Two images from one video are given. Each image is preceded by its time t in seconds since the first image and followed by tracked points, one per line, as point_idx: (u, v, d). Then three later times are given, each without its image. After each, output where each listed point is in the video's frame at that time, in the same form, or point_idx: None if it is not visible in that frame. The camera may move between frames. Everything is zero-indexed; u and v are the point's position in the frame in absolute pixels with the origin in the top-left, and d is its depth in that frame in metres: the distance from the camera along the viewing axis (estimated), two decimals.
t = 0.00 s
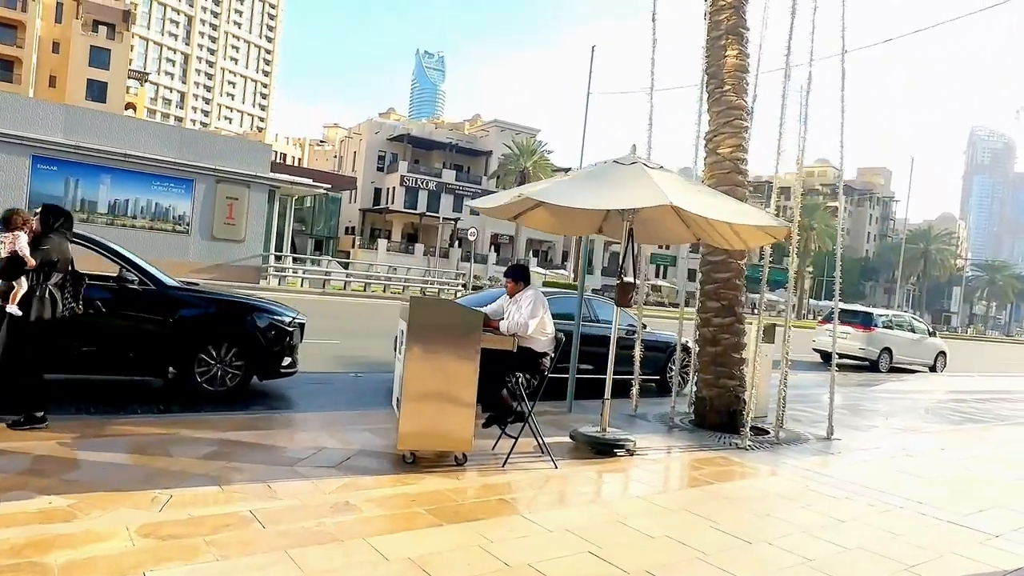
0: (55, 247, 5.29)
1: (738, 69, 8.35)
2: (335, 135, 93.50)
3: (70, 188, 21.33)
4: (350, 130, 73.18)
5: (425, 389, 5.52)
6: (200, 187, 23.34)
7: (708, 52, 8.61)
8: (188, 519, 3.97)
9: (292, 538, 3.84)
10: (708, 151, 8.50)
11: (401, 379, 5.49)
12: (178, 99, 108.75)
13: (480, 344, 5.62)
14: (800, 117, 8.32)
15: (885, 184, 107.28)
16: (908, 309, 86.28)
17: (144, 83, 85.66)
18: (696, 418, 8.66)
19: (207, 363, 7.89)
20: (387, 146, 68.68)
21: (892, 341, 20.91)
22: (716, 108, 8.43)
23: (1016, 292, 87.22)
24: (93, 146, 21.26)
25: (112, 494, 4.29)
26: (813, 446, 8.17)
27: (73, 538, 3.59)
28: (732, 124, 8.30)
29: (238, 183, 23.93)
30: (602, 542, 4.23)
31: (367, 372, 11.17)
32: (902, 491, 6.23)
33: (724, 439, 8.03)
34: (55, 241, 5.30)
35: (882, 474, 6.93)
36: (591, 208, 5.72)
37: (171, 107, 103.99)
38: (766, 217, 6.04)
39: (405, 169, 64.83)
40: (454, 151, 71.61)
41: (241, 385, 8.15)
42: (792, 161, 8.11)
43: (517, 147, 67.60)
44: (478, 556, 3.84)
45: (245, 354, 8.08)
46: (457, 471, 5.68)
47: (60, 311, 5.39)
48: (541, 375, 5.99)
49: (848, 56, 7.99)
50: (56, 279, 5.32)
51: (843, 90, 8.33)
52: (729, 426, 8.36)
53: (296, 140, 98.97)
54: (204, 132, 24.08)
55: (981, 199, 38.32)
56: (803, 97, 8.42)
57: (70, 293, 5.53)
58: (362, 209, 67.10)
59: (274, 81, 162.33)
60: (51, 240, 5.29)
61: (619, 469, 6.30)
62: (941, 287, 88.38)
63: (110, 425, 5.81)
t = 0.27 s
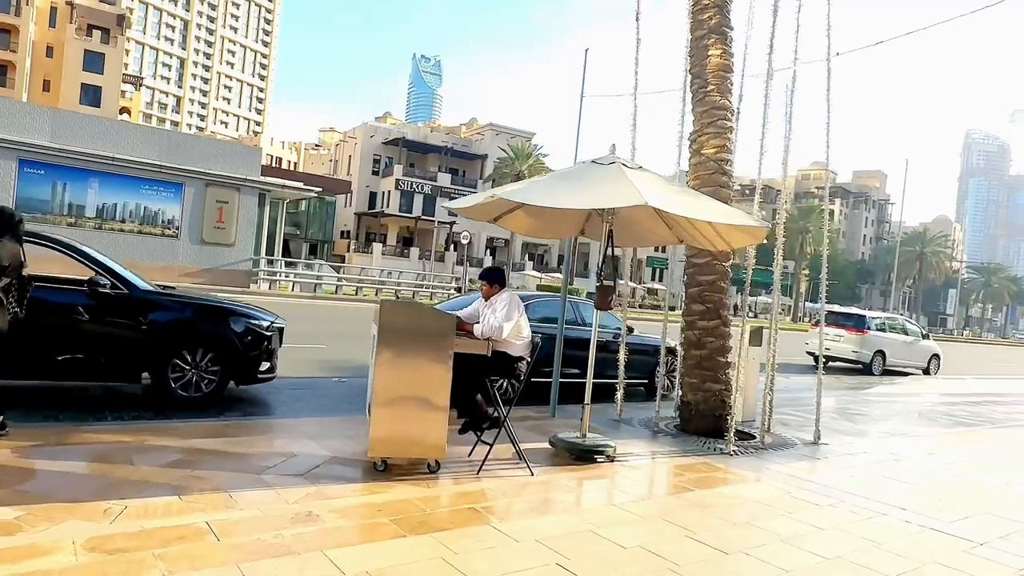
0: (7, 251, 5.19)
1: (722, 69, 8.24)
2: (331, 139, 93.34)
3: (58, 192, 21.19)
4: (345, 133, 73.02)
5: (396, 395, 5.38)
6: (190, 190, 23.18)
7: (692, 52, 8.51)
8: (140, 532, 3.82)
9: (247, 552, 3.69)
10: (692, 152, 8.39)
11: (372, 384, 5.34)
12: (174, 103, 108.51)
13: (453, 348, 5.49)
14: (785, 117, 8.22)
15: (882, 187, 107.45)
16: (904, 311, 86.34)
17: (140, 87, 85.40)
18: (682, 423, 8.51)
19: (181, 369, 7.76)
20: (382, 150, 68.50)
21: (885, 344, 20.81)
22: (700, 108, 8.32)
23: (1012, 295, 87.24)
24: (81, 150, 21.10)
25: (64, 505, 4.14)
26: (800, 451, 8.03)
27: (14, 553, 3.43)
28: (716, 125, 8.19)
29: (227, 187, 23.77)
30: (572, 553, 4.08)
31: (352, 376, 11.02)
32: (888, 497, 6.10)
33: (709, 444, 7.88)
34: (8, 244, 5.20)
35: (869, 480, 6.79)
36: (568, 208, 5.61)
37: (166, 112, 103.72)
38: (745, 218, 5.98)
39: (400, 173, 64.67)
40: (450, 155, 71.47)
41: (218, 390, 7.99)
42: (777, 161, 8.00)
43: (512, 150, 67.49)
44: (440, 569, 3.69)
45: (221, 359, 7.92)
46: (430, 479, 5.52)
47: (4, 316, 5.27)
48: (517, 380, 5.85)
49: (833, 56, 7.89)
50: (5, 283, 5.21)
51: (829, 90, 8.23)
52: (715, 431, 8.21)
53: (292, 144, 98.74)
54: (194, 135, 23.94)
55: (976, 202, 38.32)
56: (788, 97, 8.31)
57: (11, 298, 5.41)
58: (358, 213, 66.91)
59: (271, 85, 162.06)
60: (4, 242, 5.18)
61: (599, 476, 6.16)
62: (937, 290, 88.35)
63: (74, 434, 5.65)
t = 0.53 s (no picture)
0: None
1: (702, 67, 8.16)
2: (326, 142, 93.16)
3: (43, 194, 21.05)
4: (339, 136, 72.85)
5: (363, 397, 5.26)
6: (178, 192, 23.03)
7: (673, 50, 8.44)
8: (86, 539, 3.70)
9: (194, 560, 3.57)
10: (673, 151, 8.30)
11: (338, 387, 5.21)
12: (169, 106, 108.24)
13: (421, 349, 5.37)
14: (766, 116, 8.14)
15: (876, 190, 107.66)
16: (899, 313, 86.43)
17: (133, 90, 85.06)
18: (663, 425, 8.41)
19: (153, 371, 7.61)
20: (377, 152, 68.34)
21: (876, 345, 20.75)
22: (681, 107, 8.24)
23: (1006, 296, 87.40)
24: (67, 152, 20.94)
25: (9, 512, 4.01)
26: (782, 453, 7.92)
27: None
28: (697, 124, 8.10)
29: (216, 189, 23.64)
30: (535, 559, 3.97)
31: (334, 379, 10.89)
32: (867, 500, 6.00)
33: (690, 446, 7.78)
34: None
35: (849, 482, 6.69)
36: (540, 206, 5.51)
37: (161, 114, 103.43)
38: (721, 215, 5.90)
39: (394, 175, 64.52)
40: (444, 157, 71.36)
41: (192, 393, 7.86)
42: (759, 160, 7.90)
43: (507, 152, 67.41)
44: None
45: (195, 361, 7.79)
46: (397, 483, 5.40)
47: None
48: (489, 381, 5.74)
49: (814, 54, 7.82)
50: None
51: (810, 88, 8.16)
52: (697, 433, 8.11)
53: (287, 147, 98.50)
54: (182, 137, 23.80)
55: (969, 204, 38.35)
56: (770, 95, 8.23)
57: None
58: (352, 215, 66.73)
59: (266, 88, 161.70)
60: None
61: (573, 478, 6.04)
62: (932, 291, 88.47)
63: (33, 439, 5.52)
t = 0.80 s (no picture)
0: None
1: (678, 63, 8.05)
2: (319, 143, 92.90)
3: (27, 195, 20.89)
4: (332, 137, 72.63)
5: (320, 398, 5.13)
6: (164, 193, 22.87)
7: (649, 47, 8.32)
8: (15, 545, 3.56)
9: (126, 566, 3.44)
10: (649, 149, 8.19)
11: (295, 388, 5.10)
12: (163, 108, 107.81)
13: (381, 349, 5.24)
14: (743, 112, 8.04)
15: (870, 191, 107.87)
16: (893, 314, 86.54)
17: (126, 92, 84.64)
18: (640, 427, 8.29)
19: (119, 373, 7.46)
20: (370, 154, 68.12)
21: (865, 346, 20.67)
22: (657, 104, 8.12)
23: (1000, 297, 87.55)
24: (51, 152, 20.77)
25: None
26: (759, 454, 7.81)
27: None
28: (673, 121, 7.99)
29: (202, 190, 23.45)
30: (486, 564, 3.85)
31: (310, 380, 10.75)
32: (840, 502, 5.89)
33: (665, 447, 7.66)
34: None
35: (824, 484, 6.58)
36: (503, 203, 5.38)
37: (154, 116, 103.00)
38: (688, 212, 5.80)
39: (387, 177, 64.33)
40: (438, 159, 71.17)
41: (159, 394, 7.72)
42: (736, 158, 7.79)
43: (500, 154, 67.22)
44: None
45: (162, 362, 7.64)
46: (356, 485, 5.26)
47: None
48: (452, 382, 5.61)
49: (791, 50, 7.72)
50: None
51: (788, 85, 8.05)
52: (673, 435, 7.99)
53: (281, 149, 98.18)
54: (168, 138, 23.64)
55: (962, 206, 38.35)
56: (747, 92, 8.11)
57: None
58: (345, 217, 66.49)
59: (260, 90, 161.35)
60: None
61: (540, 479, 5.92)
62: (926, 293, 88.59)
63: None
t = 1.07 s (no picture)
0: None
1: (660, 62, 7.95)
2: (315, 145, 92.72)
3: (14, 196, 20.75)
4: (328, 139, 72.47)
5: (285, 402, 5.02)
6: (153, 194, 22.75)
7: (631, 45, 8.22)
8: None
9: None
10: (631, 148, 8.09)
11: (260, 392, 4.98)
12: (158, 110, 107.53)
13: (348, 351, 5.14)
14: (725, 112, 7.95)
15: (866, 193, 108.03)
16: (889, 316, 86.63)
17: (121, 94, 84.36)
18: (622, 429, 8.19)
19: (90, 376, 7.33)
20: (366, 156, 67.96)
21: (857, 347, 20.59)
22: (639, 103, 8.02)
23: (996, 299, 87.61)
24: (39, 153, 20.63)
25: None
26: (742, 458, 7.68)
27: None
28: (655, 120, 7.89)
29: (191, 191, 23.31)
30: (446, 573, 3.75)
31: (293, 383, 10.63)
32: (820, 506, 5.79)
33: (646, 450, 7.56)
34: None
35: (806, 488, 6.48)
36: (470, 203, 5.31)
37: (149, 118, 102.72)
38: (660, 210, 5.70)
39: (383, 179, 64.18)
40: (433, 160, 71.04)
41: (133, 397, 7.61)
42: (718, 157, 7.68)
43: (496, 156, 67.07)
44: None
45: (135, 365, 7.52)
46: (322, 492, 5.13)
47: None
48: (423, 385, 5.52)
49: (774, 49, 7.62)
50: None
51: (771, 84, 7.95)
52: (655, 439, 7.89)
53: (277, 151, 97.95)
54: (158, 139, 23.52)
55: (957, 207, 38.37)
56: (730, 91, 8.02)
57: None
58: (340, 219, 66.31)
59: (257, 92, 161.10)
60: None
61: (514, 484, 5.82)
62: (922, 294, 88.64)
63: None
